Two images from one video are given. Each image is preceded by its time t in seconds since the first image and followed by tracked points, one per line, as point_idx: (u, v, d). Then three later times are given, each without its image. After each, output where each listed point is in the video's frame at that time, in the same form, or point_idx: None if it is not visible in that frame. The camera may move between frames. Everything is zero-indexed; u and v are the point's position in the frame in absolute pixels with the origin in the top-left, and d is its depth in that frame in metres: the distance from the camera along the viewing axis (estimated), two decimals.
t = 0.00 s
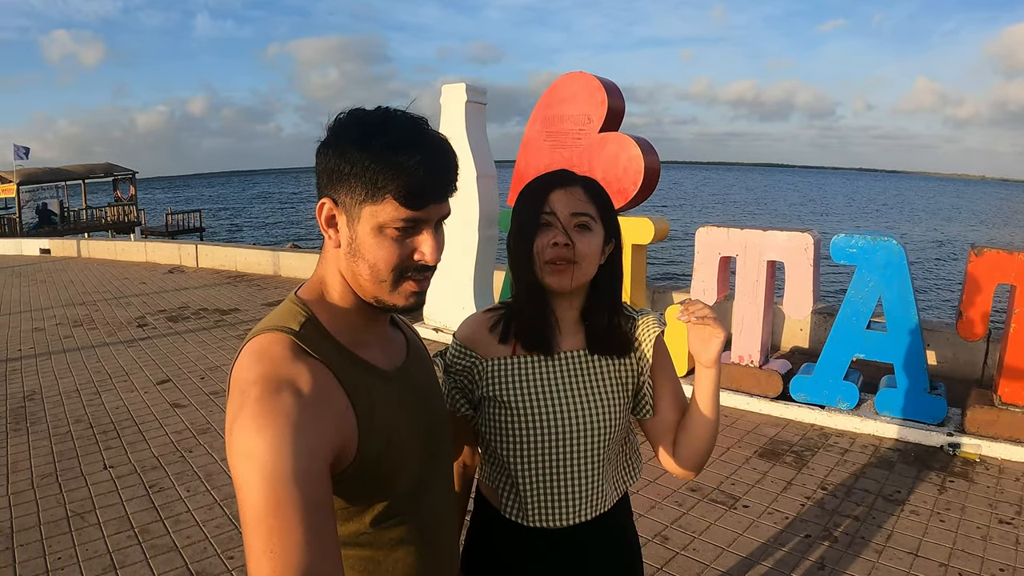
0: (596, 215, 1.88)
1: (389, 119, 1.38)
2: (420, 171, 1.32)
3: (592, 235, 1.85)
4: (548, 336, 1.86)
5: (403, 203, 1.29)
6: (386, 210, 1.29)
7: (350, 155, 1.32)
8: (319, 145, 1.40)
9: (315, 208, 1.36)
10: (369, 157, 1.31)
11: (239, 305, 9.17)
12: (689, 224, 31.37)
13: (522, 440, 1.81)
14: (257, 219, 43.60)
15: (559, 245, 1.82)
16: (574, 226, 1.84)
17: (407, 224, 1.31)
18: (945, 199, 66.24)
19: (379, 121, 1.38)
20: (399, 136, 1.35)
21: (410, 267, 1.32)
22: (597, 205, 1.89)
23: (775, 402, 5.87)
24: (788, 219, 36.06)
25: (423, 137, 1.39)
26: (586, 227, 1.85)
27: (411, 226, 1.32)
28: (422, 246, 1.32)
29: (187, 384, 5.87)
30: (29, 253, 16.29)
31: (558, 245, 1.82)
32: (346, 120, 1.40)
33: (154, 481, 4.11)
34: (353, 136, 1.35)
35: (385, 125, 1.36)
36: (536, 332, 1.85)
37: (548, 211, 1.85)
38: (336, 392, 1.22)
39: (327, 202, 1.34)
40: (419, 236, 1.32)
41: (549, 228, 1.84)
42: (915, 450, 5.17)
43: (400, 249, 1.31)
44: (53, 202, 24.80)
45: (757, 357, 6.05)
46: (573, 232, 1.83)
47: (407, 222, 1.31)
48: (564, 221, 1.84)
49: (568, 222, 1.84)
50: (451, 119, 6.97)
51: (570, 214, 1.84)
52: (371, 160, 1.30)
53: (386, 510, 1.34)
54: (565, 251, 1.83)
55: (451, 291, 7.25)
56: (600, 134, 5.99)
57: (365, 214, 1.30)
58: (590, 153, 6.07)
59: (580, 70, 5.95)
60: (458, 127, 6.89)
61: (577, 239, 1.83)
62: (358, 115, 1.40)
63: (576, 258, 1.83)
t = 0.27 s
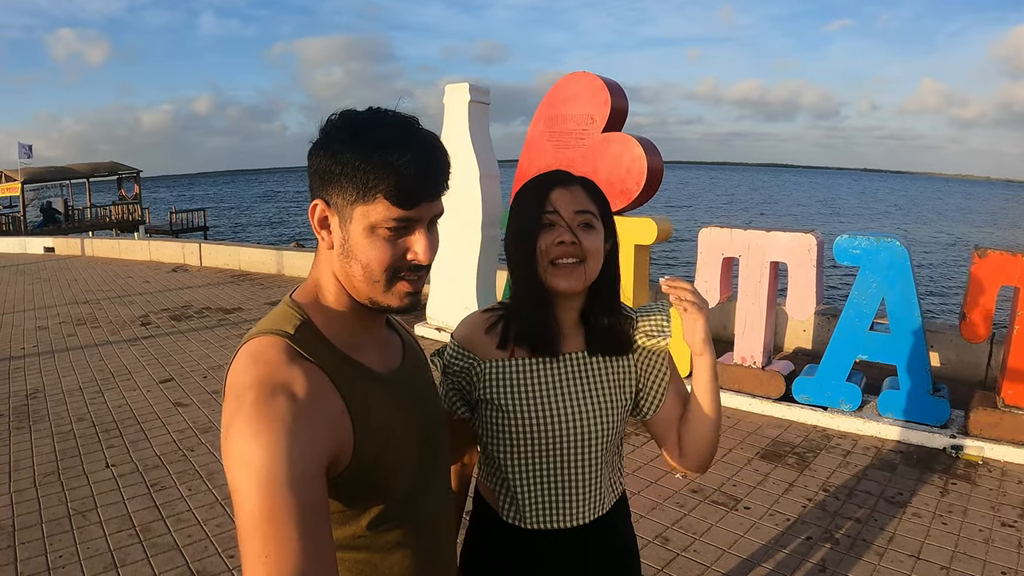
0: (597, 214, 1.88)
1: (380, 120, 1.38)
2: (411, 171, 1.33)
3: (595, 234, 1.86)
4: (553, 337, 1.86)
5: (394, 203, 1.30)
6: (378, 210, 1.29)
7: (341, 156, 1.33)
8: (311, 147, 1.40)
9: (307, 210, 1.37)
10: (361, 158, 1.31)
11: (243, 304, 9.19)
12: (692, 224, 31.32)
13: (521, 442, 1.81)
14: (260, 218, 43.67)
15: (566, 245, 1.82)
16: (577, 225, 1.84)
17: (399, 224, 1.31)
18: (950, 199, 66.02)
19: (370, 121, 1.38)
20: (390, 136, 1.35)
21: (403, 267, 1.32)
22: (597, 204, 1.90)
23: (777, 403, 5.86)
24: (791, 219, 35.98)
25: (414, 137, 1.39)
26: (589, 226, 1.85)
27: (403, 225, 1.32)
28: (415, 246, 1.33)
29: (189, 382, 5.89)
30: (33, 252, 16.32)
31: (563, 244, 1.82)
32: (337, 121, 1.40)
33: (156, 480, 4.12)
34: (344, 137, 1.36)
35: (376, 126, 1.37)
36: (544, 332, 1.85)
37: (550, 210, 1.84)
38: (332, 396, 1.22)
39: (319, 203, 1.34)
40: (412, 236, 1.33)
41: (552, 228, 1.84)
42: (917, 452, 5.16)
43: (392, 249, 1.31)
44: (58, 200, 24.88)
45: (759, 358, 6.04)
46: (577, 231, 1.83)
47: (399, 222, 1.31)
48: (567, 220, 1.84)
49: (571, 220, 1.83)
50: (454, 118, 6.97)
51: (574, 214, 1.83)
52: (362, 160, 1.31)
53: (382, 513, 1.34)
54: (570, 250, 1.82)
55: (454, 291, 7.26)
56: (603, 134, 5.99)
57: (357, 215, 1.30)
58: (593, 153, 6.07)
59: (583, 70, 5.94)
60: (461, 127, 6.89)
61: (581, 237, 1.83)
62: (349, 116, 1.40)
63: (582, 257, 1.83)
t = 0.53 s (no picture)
0: (597, 212, 1.90)
1: (375, 115, 1.40)
2: (405, 165, 1.34)
3: (596, 232, 1.88)
4: (553, 334, 1.89)
5: (389, 198, 1.31)
6: (373, 205, 1.30)
7: (337, 151, 1.34)
8: (307, 141, 1.41)
9: (304, 205, 1.38)
10: (356, 152, 1.32)
11: (246, 302, 9.22)
12: (696, 223, 31.28)
13: (523, 437, 1.82)
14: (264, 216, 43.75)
15: (568, 243, 1.83)
16: (579, 224, 1.85)
17: (394, 219, 1.32)
18: (954, 200, 65.80)
19: (365, 117, 1.39)
20: (385, 132, 1.37)
21: (398, 262, 1.33)
22: (597, 201, 1.91)
23: (779, 403, 5.86)
24: (795, 219, 35.91)
25: (409, 132, 1.40)
26: (590, 224, 1.87)
27: (399, 221, 1.33)
28: (410, 241, 1.34)
29: (192, 380, 5.91)
30: (37, 249, 16.39)
31: (566, 243, 1.83)
32: (333, 116, 1.42)
33: (158, 476, 4.14)
34: (340, 131, 1.37)
35: (371, 121, 1.38)
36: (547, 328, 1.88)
37: (552, 208, 1.85)
38: (329, 391, 1.24)
39: (315, 198, 1.35)
40: (407, 231, 1.34)
41: (554, 226, 1.84)
42: (919, 452, 5.15)
43: (387, 244, 1.32)
44: (63, 198, 24.98)
45: (761, 358, 6.04)
46: (580, 229, 1.85)
47: (394, 216, 1.32)
48: (569, 219, 1.85)
49: (573, 219, 1.85)
50: (457, 117, 6.98)
51: (576, 211, 1.85)
52: (358, 155, 1.32)
53: (378, 509, 1.35)
54: (573, 248, 1.84)
55: (456, 289, 7.28)
56: (606, 133, 5.99)
57: (352, 210, 1.31)
58: (595, 152, 6.07)
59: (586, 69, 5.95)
60: (464, 126, 6.90)
61: (583, 236, 1.85)
62: (345, 111, 1.41)
63: (584, 256, 1.85)
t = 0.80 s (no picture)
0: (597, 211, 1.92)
1: (372, 114, 1.41)
2: (401, 162, 1.35)
3: (597, 231, 1.89)
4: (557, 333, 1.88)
5: (386, 194, 1.32)
6: (370, 202, 1.31)
7: (334, 149, 1.35)
8: (305, 140, 1.42)
9: (302, 203, 1.39)
10: (353, 150, 1.33)
11: (249, 300, 9.24)
12: (699, 223, 31.24)
13: (525, 439, 1.82)
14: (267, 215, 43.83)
15: (575, 242, 1.82)
16: (582, 222, 1.86)
17: (391, 216, 1.33)
18: (958, 201, 65.60)
19: (361, 115, 1.40)
20: (382, 130, 1.38)
21: (395, 259, 1.34)
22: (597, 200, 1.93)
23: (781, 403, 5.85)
24: (798, 219, 35.84)
25: (406, 130, 1.41)
26: (592, 224, 1.88)
27: (396, 218, 1.34)
28: (407, 237, 1.34)
29: (195, 377, 5.93)
30: (42, 247, 16.45)
31: (573, 241, 1.83)
32: (330, 115, 1.43)
33: (160, 474, 4.16)
34: (337, 130, 1.38)
35: (368, 120, 1.39)
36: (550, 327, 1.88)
37: (556, 207, 1.85)
38: (327, 389, 1.24)
39: (312, 196, 1.36)
40: (404, 228, 1.35)
41: (559, 225, 1.84)
42: (921, 454, 5.14)
43: (384, 241, 1.33)
44: (68, 196, 25.08)
45: (764, 358, 6.03)
46: (584, 228, 1.85)
47: (391, 213, 1.33)
48: (573, 218, 1.85)
49: (576, 218, 1.85)
50: (461, 116, 6.99)
51: (579, 210, 1.85)
52: (355, 152, 1.33)
53: (376, 508, 1.36)
54: (580, 246, 1.83)
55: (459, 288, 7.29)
56: (610, 133, 5.99)
57: (350, 207, 1.32)
58: (599, 152, 6.07)
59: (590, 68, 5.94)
60: (467, 125, 6.91)
61: (587, 235, 1.86)
62: (342, 110, 1.42)
63: (589, 254, 1.85)
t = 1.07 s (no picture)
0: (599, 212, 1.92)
1: (369, 114, 1.41)
2: (399, 159, 1.35)
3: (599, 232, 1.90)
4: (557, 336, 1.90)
5: (383, 192, 1.32)
6: (368, 200, 1.32)
7: (332, 148, 1.35)
8: (304, 141, 1.43)
9: (302, 204, 1.39)
10: (351, 149, 1.34)
11: (252, 299, 9.26)
12: (702, 224, 31.20)
13: (533, 441, 1.81)
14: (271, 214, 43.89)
15: (579, 245, 1.83)
16: (585, 224, 1.87)
17: (389, 214, 1.33)
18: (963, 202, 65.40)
19: (359, 115, 1.41)
20: (380, 128, 1.39)
21: (394, 257, 1.34)
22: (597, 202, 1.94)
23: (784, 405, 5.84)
24: (802, 220, 35.76)
25: (404, 129, 1.42)
26: (594, 226, 1.89)
27: (394, 216, 1.34)
28: (407, 235, 1.35)
29: (197, 376, 5.95)
30: (46, 245, 16.50)
31: (577, 244, 1.84)
32: (328, 116, 1.43)
33: (162, 472, 4.17)
34: (335, 130, 1.38)
35: (366, 119, 1.40)
36: (553, 329, 1.90)
37: (560, 209, 1.85)
38: (326, 390, 1.25)
39: (312, 196, 1.36)
40: (403, 226, 1.35)
41: (563, 228, 1.85)
42: (923, 456, 5.13)
43: (383, 238, 1.33)
44: (72, 194, 25.16)
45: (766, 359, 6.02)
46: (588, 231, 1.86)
47: (389, 211, 1.33)
48: (576, 220, 1.86)
49: (579, 220, 1.86)
50: (465, 115, 6.99)
51: (582, 212, 1.86)
52: (352, 150, 1.34)
53: (375, 510, 1.36)
54: (583, 249, 1.84)
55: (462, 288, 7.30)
56: (613, 133, 5.99)
57: (348, 206, 1.32)
58: (602, 152, 6.07)
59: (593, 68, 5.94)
60: (471, 124, 6.91)
61: (591, 237, 1.87)
62: (339, 111, 1.42)
63: (592, 256, 1.86)
